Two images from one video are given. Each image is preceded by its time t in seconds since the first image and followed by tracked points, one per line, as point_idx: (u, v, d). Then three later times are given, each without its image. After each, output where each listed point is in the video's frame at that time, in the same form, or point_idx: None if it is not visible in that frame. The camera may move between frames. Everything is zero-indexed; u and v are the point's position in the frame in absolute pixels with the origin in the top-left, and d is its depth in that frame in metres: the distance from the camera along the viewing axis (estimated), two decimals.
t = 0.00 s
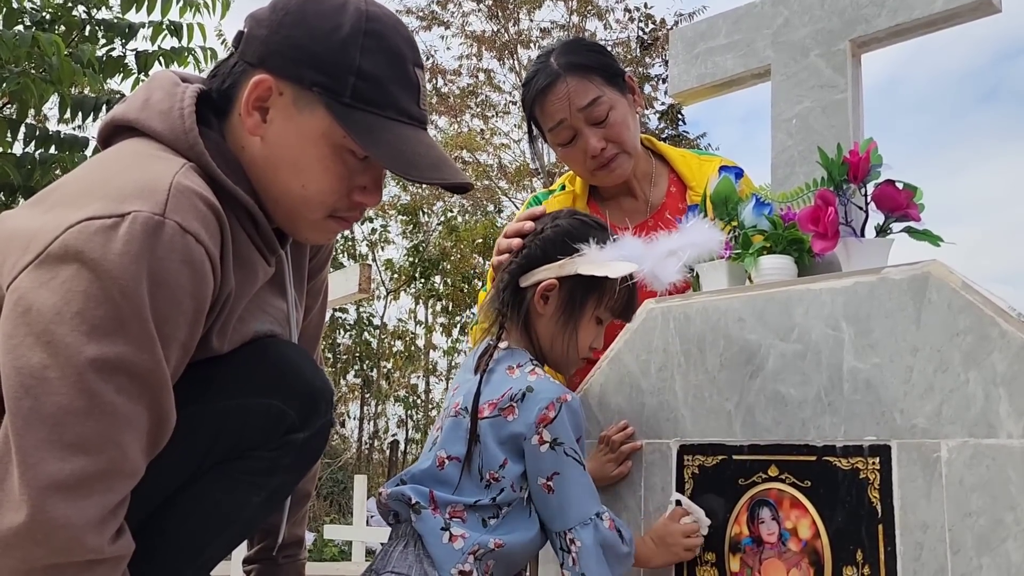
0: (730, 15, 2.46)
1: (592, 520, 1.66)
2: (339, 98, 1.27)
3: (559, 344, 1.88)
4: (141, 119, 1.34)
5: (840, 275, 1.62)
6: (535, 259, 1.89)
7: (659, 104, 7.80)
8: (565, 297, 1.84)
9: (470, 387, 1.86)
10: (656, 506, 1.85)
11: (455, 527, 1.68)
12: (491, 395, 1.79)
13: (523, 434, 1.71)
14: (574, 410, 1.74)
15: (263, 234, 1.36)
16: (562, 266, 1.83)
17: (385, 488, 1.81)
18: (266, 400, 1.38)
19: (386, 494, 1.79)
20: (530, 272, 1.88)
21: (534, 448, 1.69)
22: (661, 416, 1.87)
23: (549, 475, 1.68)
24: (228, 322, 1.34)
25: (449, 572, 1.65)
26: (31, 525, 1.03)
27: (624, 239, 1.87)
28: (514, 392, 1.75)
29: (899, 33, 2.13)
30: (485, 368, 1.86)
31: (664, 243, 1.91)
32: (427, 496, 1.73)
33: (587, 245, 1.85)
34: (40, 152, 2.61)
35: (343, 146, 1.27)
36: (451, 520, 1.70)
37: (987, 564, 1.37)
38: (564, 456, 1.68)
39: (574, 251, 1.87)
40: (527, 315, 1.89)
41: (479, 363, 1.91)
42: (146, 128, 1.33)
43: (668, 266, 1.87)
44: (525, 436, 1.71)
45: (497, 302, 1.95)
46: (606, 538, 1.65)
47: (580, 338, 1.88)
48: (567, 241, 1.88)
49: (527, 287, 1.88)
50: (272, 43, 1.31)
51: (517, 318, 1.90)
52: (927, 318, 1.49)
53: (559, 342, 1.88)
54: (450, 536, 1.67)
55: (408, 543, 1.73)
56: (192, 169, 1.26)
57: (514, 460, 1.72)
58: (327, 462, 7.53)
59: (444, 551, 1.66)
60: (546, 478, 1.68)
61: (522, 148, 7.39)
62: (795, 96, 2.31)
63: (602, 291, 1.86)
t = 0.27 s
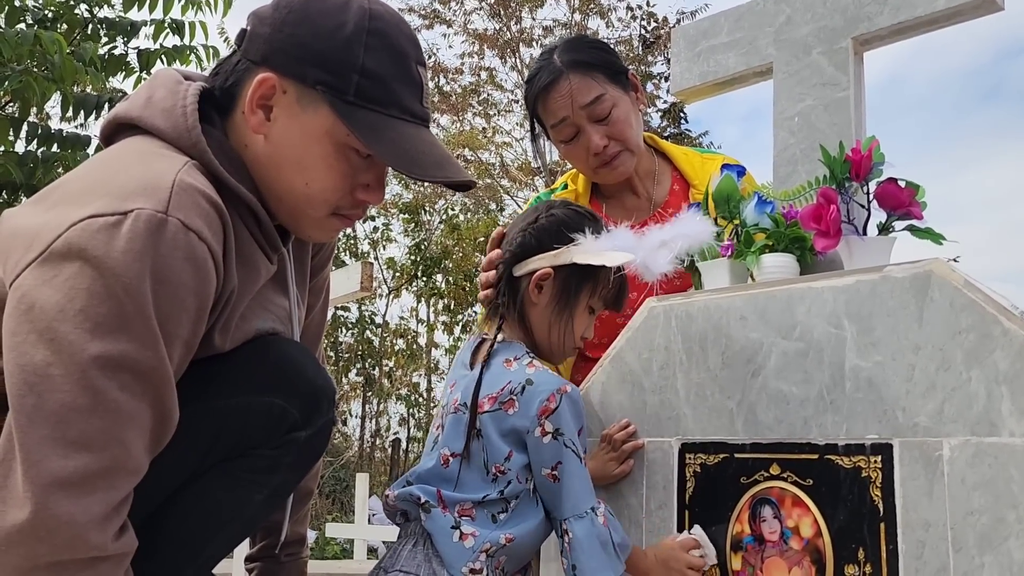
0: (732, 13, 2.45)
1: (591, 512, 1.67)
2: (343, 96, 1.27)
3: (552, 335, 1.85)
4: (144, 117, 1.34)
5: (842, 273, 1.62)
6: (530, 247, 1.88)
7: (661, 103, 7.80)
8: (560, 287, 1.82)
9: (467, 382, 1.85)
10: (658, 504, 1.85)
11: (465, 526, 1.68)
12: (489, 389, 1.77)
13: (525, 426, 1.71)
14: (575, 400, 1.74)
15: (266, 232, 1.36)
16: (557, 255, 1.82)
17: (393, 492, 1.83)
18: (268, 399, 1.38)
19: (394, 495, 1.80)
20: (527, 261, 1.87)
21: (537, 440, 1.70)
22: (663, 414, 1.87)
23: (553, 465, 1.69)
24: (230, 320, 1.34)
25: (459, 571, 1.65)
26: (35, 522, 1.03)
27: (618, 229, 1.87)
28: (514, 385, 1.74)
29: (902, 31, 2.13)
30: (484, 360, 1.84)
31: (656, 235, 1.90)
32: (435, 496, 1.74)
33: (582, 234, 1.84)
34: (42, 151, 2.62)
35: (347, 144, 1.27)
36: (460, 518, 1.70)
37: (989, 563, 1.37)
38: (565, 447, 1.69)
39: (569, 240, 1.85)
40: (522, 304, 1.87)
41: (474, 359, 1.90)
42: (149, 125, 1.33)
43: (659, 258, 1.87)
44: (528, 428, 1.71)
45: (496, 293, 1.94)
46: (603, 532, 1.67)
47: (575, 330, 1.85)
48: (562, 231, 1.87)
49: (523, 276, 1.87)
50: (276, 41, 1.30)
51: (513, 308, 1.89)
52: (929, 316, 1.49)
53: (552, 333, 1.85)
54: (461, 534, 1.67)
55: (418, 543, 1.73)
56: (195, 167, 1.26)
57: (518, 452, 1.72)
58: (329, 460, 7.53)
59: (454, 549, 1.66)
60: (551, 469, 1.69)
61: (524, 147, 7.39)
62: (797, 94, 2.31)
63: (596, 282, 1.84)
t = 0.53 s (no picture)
0: (733, 12, 2.45)
1: (589, 486, 1.68)
2: (345, 96, 1.27)
3: (521, 325, 1.86)
4: (145, 117, 1.34)
5: (844, 272, 1.62)
6: (485, 241, 1.88)
7: (663, 102, 7.80)
8: (520, 275, 1.82)
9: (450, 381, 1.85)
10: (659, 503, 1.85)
11: (469, 524, 1.68)
12: (475, 380, 1.78)
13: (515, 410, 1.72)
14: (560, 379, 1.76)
15: (266, 232, 1.36)
16: (513, 244, 1.82)
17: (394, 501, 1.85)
18: (269, 397, 1.38)
19: (399, 502, 1.81)
20: (483, 254, 1.87)
21: (529, 422, 1.71)
22: (664, 412, 1.88)
23: (546, 446, 1.70)
24: (231, 319, 1.34)
25: (467, 570, 1.65)
26: (35, 521, 1.03)
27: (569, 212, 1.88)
28: (499, 371, 1.75)
29: (903, 30, 2.12)
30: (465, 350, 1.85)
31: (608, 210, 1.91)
32: (435, 497, 1.75)
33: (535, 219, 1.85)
34: (44, 150, 2.62)
35: (349, 144, 1.27)
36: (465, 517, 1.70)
37: (990, 562, 1.36)
38: (557, 426, 1.71)
39: (524, 228, 1.86)
40: (484, 298, 1.87)
41: (451, 356, 1.90)
42: (149, 125, 1.33)
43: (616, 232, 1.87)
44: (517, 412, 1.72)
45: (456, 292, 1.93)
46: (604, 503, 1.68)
47: (540, 315, 1.85)
48: (514, 220, 1.88)
49: (482, 271, 1.87)
50: (278, 41, 1.30)
51: (476, 304, 1.89)
52: (930, 316, 1.48)
53: (519, 322, 1.86)
54: (466, 533, 1.67)
55: (425, 545, 1.74)
56: (195, 166, 1.26)
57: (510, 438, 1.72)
58: (331, 459, 7.54)
59: (460, 547, 1.66)
60: (543, 451, 1.70)
61: (526, 146, 7.38)
62: (798, 93, 2.31)
63: (556, 265, 1.83)
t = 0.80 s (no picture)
0: (735, 12, 2.45)
1: (596, 467, 1.67)
2: (347, 97, 1.27)
3: (506, 323, 1.87)
4: (145, 117, 1.34)
5: (845, 272, 1.62)
6: (466, 245, 1.92)
7: (665, 101, 7.80)
8: (498, 273, 1.84)
9: (438, 382, 1.86)
10: (660, 503, 1.85)
11: (452, 518, 1.71)
12: (459, 379, 1.79)
13: (502, 407, 1.72)
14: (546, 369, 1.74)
15: (267, 232, 1.36)
16: (489, 244, 1.85)
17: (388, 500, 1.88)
18: (269, 397, 1.38)
19: (392, 496, 1.84)
20: (463, 259, 1.91)
21: (517, 417, 1.71)
22: (666, 412, 1.87)
23: (543, 435, 1.70)
24: (232, 319, 1.34)
25: (450, 562, 1.68)
26: (36, 520, 1.03)
27: (547, 206, 1.87)
28: (481, 370, 1.76)
29: (905, 29, 2.12)
30: (451, 349, 1.87)
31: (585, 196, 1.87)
32: (422, 493, 1.78)
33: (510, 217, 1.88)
34: (47, 151, 2.63)
35: (351, 143, 1.27)
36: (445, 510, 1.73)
37: (992, 562, 1.36)
38: (548, 415, 1.69)
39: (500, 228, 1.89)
40: (471, 301, 1.90)
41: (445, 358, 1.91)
42: (149, 125, 1.33)
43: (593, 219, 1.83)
44: (503, 409, 1.72)
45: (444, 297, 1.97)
46: (615, 480, 1.67)
47: (524, 311, 1.85)
48: (489, 221, 1.92)
49: (464, 274, 1.90)
50: (279, 41, 1.30)
51: (462, 305, 1.92)
52: (932, 315, 1.48)
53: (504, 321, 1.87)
54: (448, 526, 1.70)
55: (413, 540, 1.78)
56: (195, 166, 1.26)
57: (498, 434, 1.73)
58: (334, 460, 7.53)
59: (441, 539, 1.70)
60: (541, 440, 1.70)
61: (528, 146, 7.39)
62: (800, 92, 2.31)
63: (534, 260, 1.83)
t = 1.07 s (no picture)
0: (735, 12, 2.45)
1: (624, 455, 1.62)
2: (348, 97, 1.27)
3: (519, 324, 1.88)
4: (146, 119, 1.34)
5: (846, 273, 1.62)
6: (475, 250, 1.95)
7: (666, 102, 7.80)
8: (508, 275, 1.87)
9: (455, 388, 1.88)
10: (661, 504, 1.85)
11: (458, 517, 1.74)
12: (474, 384, 1.81)
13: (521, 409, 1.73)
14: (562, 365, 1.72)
15: (267, 233, 1.36)
16: (497, 247, 1.88)
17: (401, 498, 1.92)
18: (271, 398, 1.38)
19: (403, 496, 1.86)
20: (474, 265, 1.94)
21: (538, 417, 1.71)
22: (666, 413, 1.87)
23: (566, 434, 1.68)
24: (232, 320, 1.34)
25: (453, 560, 1.71)
26: (37, 522, 1.03)
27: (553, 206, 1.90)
28: (496, 374, 1.77)
29: (905, 29, 2.12)
30: (466, 353, 1.89)
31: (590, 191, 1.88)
32: (432, 492, 1.81)
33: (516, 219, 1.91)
34: (48, 152, 2.63)
35: (353, 144, 1.27)
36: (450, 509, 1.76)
37: (993, 563, 1.36)
38: (566, 410, 1.68)
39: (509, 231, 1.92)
40: (485, 306, 1.92)
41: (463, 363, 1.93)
42: (150, 127, 1.34)
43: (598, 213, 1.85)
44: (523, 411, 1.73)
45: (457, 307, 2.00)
46: (647, 467, 1.61)
47: (537, 310, 1.86)
48: (497, 225, 1.95)
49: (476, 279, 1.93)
50: (280, 43, 1.30)
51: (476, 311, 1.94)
52: (932, 316, 1.48)
53: (518, 322, 1.88)
54: (453, 525, 1.73)
55: (418, 537, 1.81)
56: (195, 168, 1.27)
57: (516, 438, 1.74)
58: (335, 462, 7.44)
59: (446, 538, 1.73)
60: (565, 438, 1.68)
61: (529, 147, 7.39)
62: (800, 93, 2.31)
63: (545, 259, 1.86)
